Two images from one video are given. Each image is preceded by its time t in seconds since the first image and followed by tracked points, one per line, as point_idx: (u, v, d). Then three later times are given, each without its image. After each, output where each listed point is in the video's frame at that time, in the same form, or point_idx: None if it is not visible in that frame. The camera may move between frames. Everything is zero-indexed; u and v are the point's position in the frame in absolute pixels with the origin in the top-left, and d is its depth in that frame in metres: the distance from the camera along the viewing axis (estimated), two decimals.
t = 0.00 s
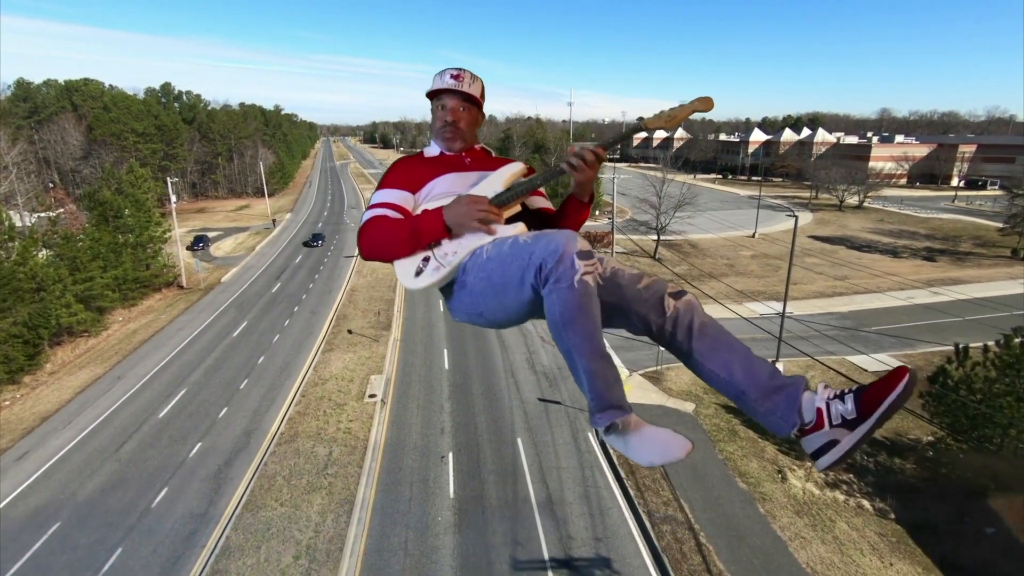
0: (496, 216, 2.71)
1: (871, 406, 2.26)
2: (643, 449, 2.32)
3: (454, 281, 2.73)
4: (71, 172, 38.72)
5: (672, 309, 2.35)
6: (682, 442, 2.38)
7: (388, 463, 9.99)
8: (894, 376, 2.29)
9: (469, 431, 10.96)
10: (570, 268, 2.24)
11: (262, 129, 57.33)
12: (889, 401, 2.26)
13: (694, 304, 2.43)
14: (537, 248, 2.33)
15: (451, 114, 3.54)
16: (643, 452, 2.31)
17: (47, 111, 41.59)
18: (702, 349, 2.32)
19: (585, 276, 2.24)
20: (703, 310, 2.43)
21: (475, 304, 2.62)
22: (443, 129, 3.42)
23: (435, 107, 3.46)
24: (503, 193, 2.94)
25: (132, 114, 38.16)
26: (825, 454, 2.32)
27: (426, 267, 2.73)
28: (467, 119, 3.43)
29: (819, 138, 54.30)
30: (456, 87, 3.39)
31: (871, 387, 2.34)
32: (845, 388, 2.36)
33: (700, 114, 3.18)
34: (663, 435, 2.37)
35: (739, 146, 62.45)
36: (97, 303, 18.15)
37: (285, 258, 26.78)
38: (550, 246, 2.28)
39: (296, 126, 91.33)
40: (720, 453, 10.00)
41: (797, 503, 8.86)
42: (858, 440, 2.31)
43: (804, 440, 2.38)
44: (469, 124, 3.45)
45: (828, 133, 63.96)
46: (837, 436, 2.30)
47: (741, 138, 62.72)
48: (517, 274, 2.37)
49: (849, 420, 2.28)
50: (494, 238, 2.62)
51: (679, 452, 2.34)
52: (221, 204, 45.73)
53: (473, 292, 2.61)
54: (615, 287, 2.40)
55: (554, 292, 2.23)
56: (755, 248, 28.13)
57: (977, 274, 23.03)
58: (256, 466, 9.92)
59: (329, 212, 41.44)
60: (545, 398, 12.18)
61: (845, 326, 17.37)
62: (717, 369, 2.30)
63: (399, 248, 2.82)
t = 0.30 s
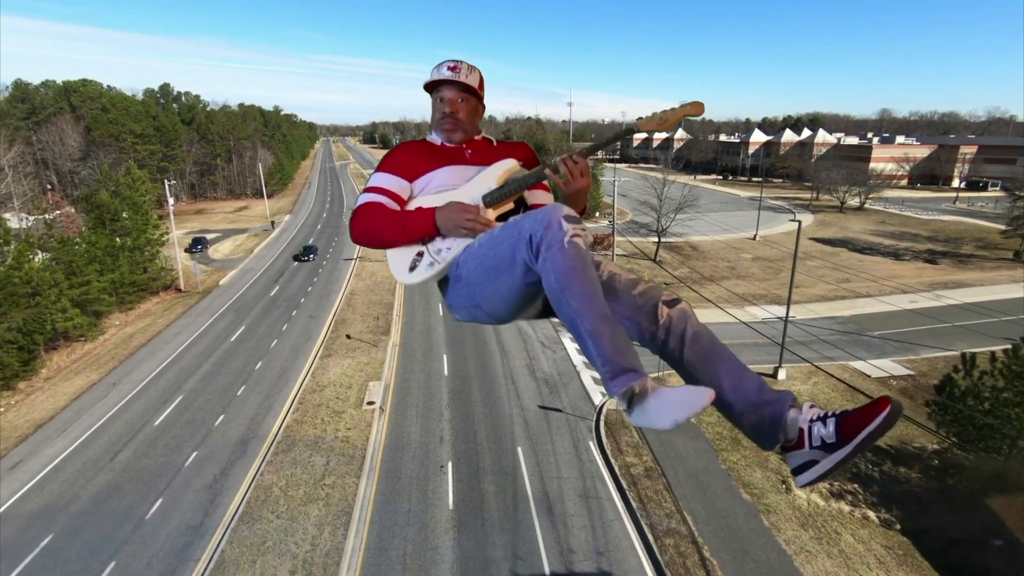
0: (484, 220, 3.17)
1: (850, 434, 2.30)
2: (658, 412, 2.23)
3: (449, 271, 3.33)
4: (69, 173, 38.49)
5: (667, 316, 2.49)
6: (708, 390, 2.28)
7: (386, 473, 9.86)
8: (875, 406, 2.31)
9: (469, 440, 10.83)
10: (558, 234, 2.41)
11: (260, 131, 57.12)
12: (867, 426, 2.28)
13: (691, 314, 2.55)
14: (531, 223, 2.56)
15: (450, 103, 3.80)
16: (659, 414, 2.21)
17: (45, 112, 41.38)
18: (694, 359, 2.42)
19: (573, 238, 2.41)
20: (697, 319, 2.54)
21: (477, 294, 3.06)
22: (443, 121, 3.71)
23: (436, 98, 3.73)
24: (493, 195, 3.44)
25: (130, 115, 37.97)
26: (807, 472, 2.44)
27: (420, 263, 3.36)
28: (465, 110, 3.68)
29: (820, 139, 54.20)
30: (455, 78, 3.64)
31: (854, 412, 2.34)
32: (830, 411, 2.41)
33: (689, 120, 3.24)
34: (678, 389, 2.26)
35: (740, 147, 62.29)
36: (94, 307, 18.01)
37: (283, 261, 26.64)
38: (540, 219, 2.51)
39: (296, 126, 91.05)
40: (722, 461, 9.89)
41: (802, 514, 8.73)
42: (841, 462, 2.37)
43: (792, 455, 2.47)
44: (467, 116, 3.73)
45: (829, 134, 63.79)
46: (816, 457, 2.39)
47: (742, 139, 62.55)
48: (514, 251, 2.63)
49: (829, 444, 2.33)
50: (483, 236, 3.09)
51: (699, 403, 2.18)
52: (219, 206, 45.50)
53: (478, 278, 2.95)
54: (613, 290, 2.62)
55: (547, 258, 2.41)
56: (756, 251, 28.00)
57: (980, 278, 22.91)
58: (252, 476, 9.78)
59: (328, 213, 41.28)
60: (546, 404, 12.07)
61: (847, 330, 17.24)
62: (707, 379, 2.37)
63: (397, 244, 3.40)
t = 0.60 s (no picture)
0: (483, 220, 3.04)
1: (856, 427, 2.38)
2: (700, 416, 2.25)
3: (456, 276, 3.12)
4: (67, 173, 38.29)
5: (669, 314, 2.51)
6: (753, 390, 2.24)
7: (383, 482, 9.70)
8: (886, 401, 2.35)
9: (467, 448, 10.66)
10: (569, 243, 2.38)
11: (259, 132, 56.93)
12: (880, 422, 2.34)
13: (693, 308, 2.59)
14: (539, 234, 2.52)
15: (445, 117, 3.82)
16: (697, 416, 2.23)
17: (43, 113, 41.25)
18: (698, 354, 2.49)
19: (582, 246, 2.37)
20: (700, 314, 2.59)
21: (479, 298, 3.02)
22: (439, 131, 3.73)
23: (430, 110, 3.74)
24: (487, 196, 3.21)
25: (128, 116, 37.80)
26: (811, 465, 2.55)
27: (423, 270, 3.12)
28: (460, 119, 3.73)
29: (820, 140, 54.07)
30: (450, 89, 3.69)
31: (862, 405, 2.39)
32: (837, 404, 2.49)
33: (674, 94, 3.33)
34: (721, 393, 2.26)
35: (740, 147, 62.14)
36: (90, 311, 17.84)
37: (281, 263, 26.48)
38: (548, 228, 2.47)
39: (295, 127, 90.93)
40: (725, 471, 9.73)
41: (807, 526, 8.56)
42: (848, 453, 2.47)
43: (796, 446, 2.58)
44: (462, 126, 3.74)
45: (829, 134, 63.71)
46: (824, 449, 2.50)
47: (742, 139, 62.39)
48: (520, 260, 2.58)
49: (836, 436, 2.43)
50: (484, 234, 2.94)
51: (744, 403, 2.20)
52: (217, 207, 45.31)
53: (481, 285, 2.90)
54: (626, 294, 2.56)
55: (558, 268, 2.37)
56: (757, 253, 27.88)
57: (982, 280, 22.80)
58: (247, 485, 9.63)
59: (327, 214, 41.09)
60: (546, 412, 11.91)
61: (850, 335, 17.06)
62: (713, 374, 2.47)
63: (398, 255, 3.22)
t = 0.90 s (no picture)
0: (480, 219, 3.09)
1: (861, 376, 2.43)
2: (740, 387, 2.38)
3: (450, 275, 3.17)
4: (64, 174, 38.08)
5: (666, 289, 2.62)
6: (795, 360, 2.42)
7: (380, 491, 9.53)
8: (888, 347, 2.43)
9: (466, 455, 10.51)
10: (567, 234, 2.47)
11: (257, 132, 56.74)
12: (883, 369, 2.41)
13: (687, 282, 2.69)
14: (535, 230, 2.59)
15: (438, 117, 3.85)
16: (741, 387, 2.36)
17: (41, 113, 41.06)
18: (696, 324, 2.57)
19: (580, 235, 2.47)
20: (696, 289, 2.69)
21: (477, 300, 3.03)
22: (433, 132, 3.75)
23: (424, 110, 3.76)
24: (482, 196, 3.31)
25: (126, 116, 37.61)
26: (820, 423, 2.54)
27: (418, 270, 3.19)
28: (454, 120, 3.76)
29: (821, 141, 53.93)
30: (442, 90, 3.74)
31: (864, 357, 2.48)
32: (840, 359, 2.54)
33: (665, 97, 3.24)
34: (760, 365, 2.41)
35: (739, 147, 61.91)
36: (85, 314, 17.65)
37: (279, 265, 26.30)
38: (544, 225, 2.56)
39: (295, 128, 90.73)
40: (728, 479, 9.59)
41: (812, 537, 8.40)
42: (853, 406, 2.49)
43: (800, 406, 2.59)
44: (455, 126, 3.78)
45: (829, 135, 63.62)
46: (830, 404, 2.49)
47: (742, 140, 62.24)
48: (519, 258, 2.64)
49: (841, 390, 2.47)
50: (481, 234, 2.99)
51: (786, 373, 2.37)
52: (215, 208, 45.08)
53: (480, 286, 2.92)
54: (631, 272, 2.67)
55: (559, 260, 2.44)
56: (758, 254, 27.74)
57: (985, 283, 22.66)
58: (242, 494, 9.47)
59: (325, 215, 40.93)
60: (546, 417, 11.75)
61: (853, 338, 16.90)
62: (715, 343, 2.52)
63: (394, 254, 3.30)
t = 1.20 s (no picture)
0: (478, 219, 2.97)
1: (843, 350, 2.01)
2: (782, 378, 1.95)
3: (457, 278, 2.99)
4: (62, 175, 37.85)
5: (669, 242, 2.53)
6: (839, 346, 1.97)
7: (380, 503, 9.31)
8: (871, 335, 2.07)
9: (467, 465, 10.29)
10: (584, 263, 2.26)
11: (256, 133, 56.49)
12: (868, 350, 2.01)
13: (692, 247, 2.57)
14: (550, 255, 2.39)
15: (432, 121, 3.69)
16: (785, 372, 1.92)
17: (38, 114, 40.82)
18: (688, 283, 2.44)
19: (596, 263, 2.26)
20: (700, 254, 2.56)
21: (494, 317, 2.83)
22: (428, 138, 3.60)
23: (417, 116, 3.61)
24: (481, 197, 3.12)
25: (124, 117, 37.39)
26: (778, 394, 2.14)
27: (422, 276, 3.03)
28: (448, 124, 3.61)
29: (822, 142, 53.74)
30: (435, 93, 3.57)
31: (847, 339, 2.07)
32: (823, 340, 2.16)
33: (655, 88, 3.35)
34: (798, 353, 1.99)
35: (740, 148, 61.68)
36: (80, 318, 17.41)
37: (278, 267, 26.06)
38: (561, 252, 2.35)
39: (294, 128, 90.49)
40: (735, 490, 9.38)
41: (823, 552, 8.18)
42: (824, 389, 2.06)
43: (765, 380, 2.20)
44: (451, 130, 3.63)
45: (830, 136, 63.50)
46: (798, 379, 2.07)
47: (743, 141, 62.05)
48: (534, 286, 2.42)
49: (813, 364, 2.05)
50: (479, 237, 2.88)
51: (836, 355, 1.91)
52: (214, 209, 44.85)
53: (494, 304, 2.71)
54: (626, 231, 2.57)
55: (579, 290, 2.22)
56: (760, 256, 27.53)
57: (990, 286, 22.48)
58: (238, 506, 9.25)
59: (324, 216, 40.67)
60: (548, 425, 11.53)
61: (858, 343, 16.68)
62: (701, 307, 2.37)
63: (396, 261, 3.15)
